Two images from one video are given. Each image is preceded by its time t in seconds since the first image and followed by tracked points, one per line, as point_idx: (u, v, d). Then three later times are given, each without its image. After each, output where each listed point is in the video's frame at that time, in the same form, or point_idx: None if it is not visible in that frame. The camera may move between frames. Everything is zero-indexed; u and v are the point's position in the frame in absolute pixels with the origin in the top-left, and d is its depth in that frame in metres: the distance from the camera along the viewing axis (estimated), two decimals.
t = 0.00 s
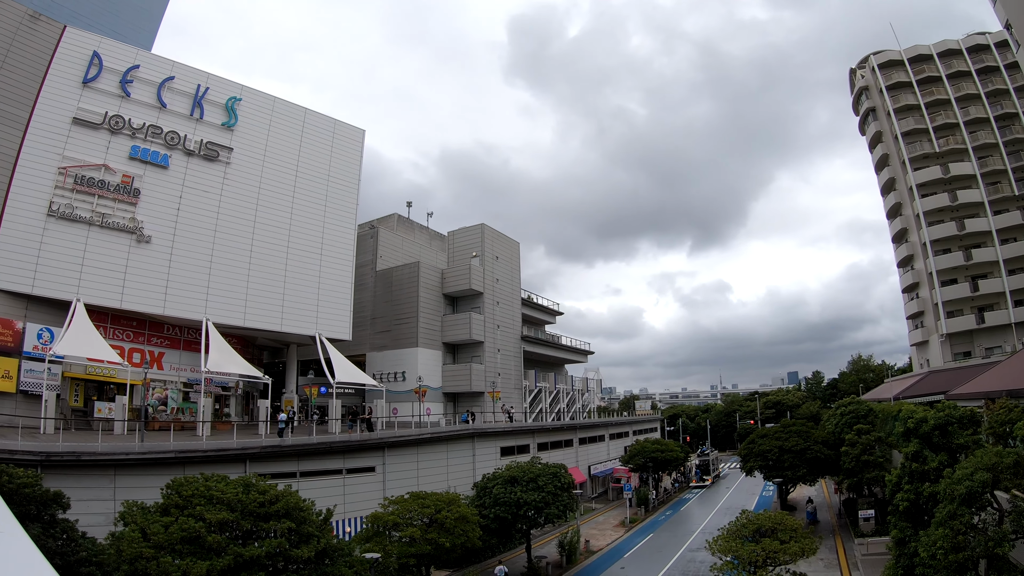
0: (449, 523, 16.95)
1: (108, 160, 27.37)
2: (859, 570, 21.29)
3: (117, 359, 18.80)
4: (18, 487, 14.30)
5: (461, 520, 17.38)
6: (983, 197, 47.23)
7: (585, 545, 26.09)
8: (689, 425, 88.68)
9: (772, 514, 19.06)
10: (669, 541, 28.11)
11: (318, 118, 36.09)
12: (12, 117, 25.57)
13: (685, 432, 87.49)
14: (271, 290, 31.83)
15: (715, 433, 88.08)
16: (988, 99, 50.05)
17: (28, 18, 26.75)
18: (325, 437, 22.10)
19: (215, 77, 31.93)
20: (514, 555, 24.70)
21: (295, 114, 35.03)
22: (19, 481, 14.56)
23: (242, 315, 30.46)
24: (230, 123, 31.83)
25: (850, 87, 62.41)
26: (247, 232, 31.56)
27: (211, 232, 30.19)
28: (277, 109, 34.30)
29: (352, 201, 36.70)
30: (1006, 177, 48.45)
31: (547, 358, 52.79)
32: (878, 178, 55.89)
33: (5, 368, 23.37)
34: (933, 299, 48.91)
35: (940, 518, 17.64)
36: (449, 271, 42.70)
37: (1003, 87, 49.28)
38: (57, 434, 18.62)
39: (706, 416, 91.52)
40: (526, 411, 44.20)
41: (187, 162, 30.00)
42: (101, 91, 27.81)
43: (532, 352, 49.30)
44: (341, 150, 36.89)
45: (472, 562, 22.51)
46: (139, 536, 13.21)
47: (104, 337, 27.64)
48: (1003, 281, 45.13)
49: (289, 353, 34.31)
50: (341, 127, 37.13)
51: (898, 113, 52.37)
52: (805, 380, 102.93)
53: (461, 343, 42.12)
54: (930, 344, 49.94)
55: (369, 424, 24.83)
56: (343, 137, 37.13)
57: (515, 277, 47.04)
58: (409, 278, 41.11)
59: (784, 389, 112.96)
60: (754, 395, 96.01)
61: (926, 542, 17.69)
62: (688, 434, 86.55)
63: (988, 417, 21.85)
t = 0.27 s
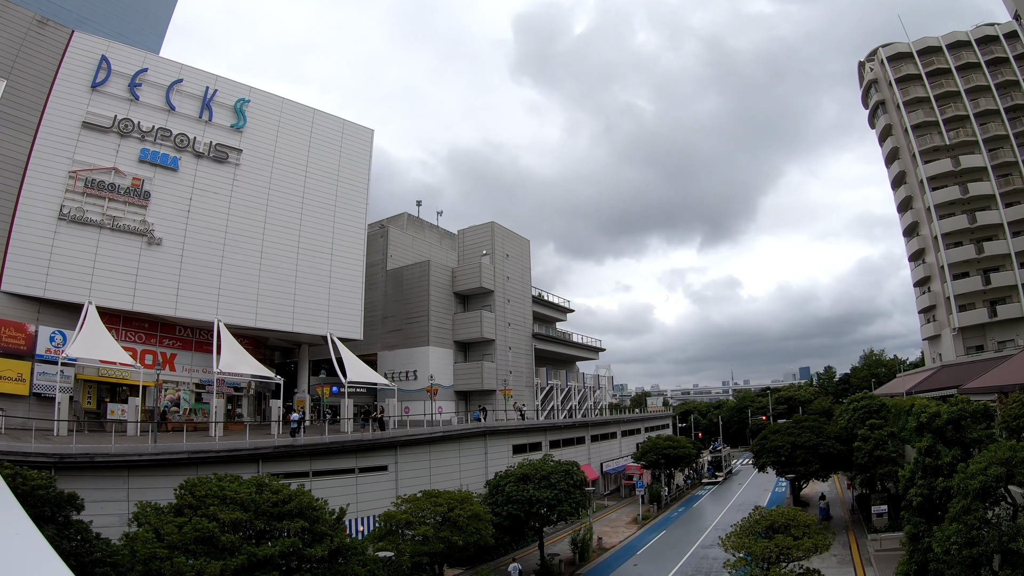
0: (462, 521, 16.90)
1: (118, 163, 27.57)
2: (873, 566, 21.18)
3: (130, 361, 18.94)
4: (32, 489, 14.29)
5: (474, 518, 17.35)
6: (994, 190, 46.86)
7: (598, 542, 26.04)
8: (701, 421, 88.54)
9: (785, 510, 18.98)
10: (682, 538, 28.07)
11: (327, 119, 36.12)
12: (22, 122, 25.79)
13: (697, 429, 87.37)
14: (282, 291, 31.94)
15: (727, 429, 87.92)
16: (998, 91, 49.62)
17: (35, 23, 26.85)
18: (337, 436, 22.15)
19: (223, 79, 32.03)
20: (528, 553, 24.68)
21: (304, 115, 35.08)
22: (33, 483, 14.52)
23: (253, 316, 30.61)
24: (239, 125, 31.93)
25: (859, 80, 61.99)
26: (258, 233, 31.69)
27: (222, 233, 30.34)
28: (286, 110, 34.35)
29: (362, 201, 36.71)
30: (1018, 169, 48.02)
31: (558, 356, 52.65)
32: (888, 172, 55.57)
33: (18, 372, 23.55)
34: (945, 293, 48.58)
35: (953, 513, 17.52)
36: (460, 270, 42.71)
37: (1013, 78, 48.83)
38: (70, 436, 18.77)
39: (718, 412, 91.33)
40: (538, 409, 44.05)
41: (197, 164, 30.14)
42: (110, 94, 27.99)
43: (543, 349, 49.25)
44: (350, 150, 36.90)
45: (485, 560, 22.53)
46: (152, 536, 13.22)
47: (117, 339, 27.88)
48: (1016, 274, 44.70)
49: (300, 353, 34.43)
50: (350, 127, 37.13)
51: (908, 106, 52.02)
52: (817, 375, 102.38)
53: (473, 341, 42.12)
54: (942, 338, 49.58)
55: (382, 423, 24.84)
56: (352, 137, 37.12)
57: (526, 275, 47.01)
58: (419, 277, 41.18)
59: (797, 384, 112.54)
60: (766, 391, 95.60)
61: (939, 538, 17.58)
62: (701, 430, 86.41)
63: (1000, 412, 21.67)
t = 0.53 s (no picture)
0: (481, 519, 16.90)
1: (135, 167, 27.88)
2: (894, 562, 20.98)
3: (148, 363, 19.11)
4: (54, 490, 14.21)
5: (493, 516, 17.32)
6: (1013, 180, 46.26)
7: (617, 540, 25.93)
8: (720, 417, 88.14)
9: (805, 506, 18.83)
10: (702, 534, 27.97)
11: (343, 119, 36.14)
12: (40, 127, 26.14)
13: (716, 425, 86.98)
14: (300, 292, 32.09)
15: (746, 425, 87.45)
16: (1016, 80, 49.00)
17: (51, 30, 27.18)
18: (357, 435, 22.23)
19: (238, 82, 32.20)
20: (548, 550, 24.66)
21: (320, 115, 35.12)
22: (54, 485, 14.41)
23: (272, 316, 30.81)
24: (255, 127, 32.09)
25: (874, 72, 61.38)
26: (276, 234, 31.88)
27: (239, 235, 30.56)
28: (302, 111, 34.43)
29: (379, 201, 36.68)
30: None
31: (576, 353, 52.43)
32: (906, 163, 54.98)
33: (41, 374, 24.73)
34: (964, 286, 48.04)
35: (976, 509, 17.28)
36: (477, 268, 42.71)
37: None
38: (91, 437, 18.98)
39: (737, 408, 90.86)
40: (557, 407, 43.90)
41: (213, 167, 30.37)
42: (127, 99, 28.30)
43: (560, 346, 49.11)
44: (366, 150, 36.85)
45: (504, 557, 22.54)
46: (174, 536, 13.23)
47: (137, 341, 28.29)
48: None
49: (319, 353, 34.59)
50: (365, 127, 37.09)
51: (925, 97, 51.48)
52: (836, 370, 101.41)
53: (491, 339, 42.16)
54: (962, 331, 49.04)
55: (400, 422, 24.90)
56: (368, 137, 37.07)
57: (543, 273, 46.94)
58: (436, 276, 41.31)
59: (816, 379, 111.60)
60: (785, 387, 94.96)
61: (962, 533, 17.36)
62: (720, 426, 85.83)
63: None
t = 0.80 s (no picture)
0: (507, 518, 16.92)
1: (158, 173, 28.33)
2: (921, 561, 20.71)
3: (175, 366, 19.35)
4: (82, 492, 13.97)
5: (518, 515, 17.31)
6: None
7: (643, 538, 25.85)
8: (745, 415, 87.53)
9: (832, 504, 18.66)
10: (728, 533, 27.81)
11: (364, 121, 36.21)
12: (64, 136, 26.76)
13: (741, 423, 86.34)
14: (324, 294, 32.29)
15: (771, 422, 86.75)
16: None
17: (72, 40, 27.74)
18: (382, 435, 22.33)
19: (259, 87, 32.45)
20: (573, 549, 24.62)
21: (341, 118, 35.25)
22: (83, 486, 14.26)
23: (296, 318, 31.06)
24: (276, 131, 32.32)
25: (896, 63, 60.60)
26: (298, 237, 32.11)
27: (263, 239, 30.88)
28: (323, 114, 34.57)
29: (401, 202, 36.70)
30: None
31: (600, 351, 52.14)
32: (930, 155, 54.26)
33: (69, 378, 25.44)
34: (991, 279, 47.37)
35: (1003, 506, 16.96)
36: (501, 268, 42.73)
37: None
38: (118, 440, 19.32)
39: (763, 405, 90.15)
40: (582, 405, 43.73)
41: (236, 172, 30.70)
42: (148, 106, 28.75)
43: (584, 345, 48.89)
44: (388, 151, 36.88)
45: (530, 557, 22.52)
46: (201, 537, 13.28)
47: (163, 345, 28.91)
48: None
49: (343, 354, 34.81)
50: (386, 128, 37.10)
51: (947, 87, 50.78)
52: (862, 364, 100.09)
53: (515, 338, 42.17)
54: (989, 325, 48.34)
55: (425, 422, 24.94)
56: (389, 138, 37.08)
57: (566, 271, 46.85)
58: (459, 275, 41.47)
59: (843, 375, 110.38)
60: (811, 383, 94.06)
61: (990, 531, 17.06)
62: (745, 423, 85.15)
63: None
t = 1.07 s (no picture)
0: (531, 518, 16.80)
1: (181, 179, 28.69)
2: (949, 558, 20.44)
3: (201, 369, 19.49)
4: (110, 495, 13.77)
5: (543, 515, 17.17)
6: None
7: (669, 537, 25.73)
8: (770, 412, 86.78)
9: (858, 501, 18.50)
10: (753, 531, 27.62)
11: (383, 123, 36.25)
12: (87, 145, 27.22)
13: (766, 420, 85.75)
14: (346, 296, 32.42)
15: (796, 419, 86.05)
16: None
17: (93, 50, 28.24)
18: (407, 436, 22.40)
19: (279, 92, 32.66)
20: (599, 549, 24.55)
21: (361, 121, 35.32)
22: (110, 489, 14.04)
23: (320, 321, 31.28)
24: (296, 135, 32.48)
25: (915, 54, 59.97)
26: (320, 240, 32.25)
27: (286, 242, 31.14)
28: (343, 118, 34.68)
29: (422, 204, 36.74)
30: None
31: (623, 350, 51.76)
32: (952, 146, 53.65)
33: (95, 384, 25.77)
34: (1017, 271, 46.78)
35: None
36: (523, 268, 42.71)
37: None
38: (145, 443, 19.58)
39: (788, 403, 89.43)
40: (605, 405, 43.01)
41: (257, 176, 30.93)
42: (170, 114, 29.12)
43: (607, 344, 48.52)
44: (408, 154, 36.94)
45: (555, 556, 22.46)
46: (228, 538, 13.32)
47: (188, 349, 29.42)
48: None
49: (368, 356, 34.96)
50: (406, 131, 37.15)
51: (968, 77, 50.21)
52: (888, 359, 98.63)
53: (538, 338, 42.08)
54: (1016, 318, 47.68)
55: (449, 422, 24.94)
56: (408, 140, 37.13)
57: (589, 271, 46.48)
58: (482, 275, 41.56)
59: (868, 371, 108.99)
60: (836, 380, 93.17)
61: (1019, 528, 16.74)
62: (770, 421, 84.34)
63: None
